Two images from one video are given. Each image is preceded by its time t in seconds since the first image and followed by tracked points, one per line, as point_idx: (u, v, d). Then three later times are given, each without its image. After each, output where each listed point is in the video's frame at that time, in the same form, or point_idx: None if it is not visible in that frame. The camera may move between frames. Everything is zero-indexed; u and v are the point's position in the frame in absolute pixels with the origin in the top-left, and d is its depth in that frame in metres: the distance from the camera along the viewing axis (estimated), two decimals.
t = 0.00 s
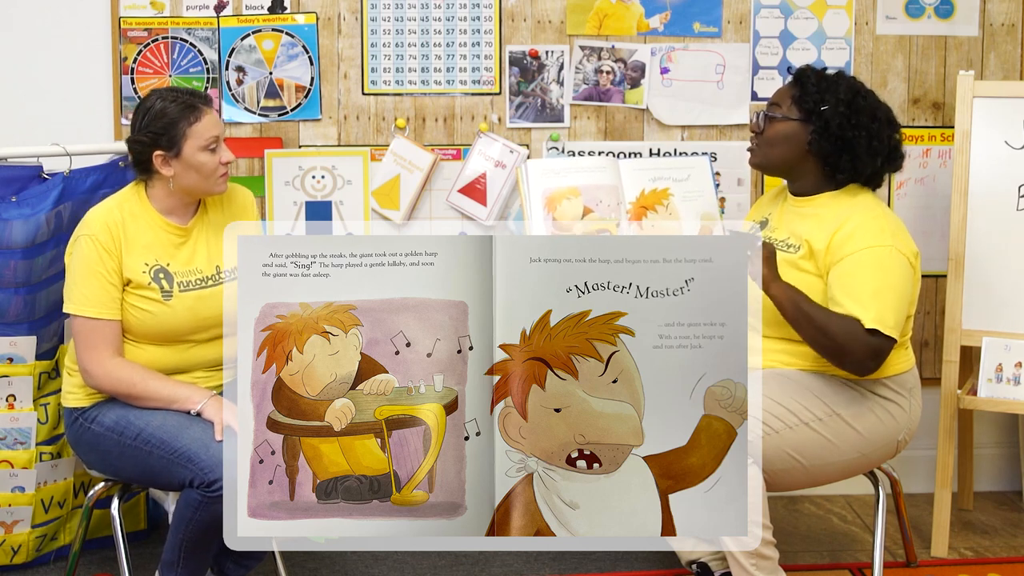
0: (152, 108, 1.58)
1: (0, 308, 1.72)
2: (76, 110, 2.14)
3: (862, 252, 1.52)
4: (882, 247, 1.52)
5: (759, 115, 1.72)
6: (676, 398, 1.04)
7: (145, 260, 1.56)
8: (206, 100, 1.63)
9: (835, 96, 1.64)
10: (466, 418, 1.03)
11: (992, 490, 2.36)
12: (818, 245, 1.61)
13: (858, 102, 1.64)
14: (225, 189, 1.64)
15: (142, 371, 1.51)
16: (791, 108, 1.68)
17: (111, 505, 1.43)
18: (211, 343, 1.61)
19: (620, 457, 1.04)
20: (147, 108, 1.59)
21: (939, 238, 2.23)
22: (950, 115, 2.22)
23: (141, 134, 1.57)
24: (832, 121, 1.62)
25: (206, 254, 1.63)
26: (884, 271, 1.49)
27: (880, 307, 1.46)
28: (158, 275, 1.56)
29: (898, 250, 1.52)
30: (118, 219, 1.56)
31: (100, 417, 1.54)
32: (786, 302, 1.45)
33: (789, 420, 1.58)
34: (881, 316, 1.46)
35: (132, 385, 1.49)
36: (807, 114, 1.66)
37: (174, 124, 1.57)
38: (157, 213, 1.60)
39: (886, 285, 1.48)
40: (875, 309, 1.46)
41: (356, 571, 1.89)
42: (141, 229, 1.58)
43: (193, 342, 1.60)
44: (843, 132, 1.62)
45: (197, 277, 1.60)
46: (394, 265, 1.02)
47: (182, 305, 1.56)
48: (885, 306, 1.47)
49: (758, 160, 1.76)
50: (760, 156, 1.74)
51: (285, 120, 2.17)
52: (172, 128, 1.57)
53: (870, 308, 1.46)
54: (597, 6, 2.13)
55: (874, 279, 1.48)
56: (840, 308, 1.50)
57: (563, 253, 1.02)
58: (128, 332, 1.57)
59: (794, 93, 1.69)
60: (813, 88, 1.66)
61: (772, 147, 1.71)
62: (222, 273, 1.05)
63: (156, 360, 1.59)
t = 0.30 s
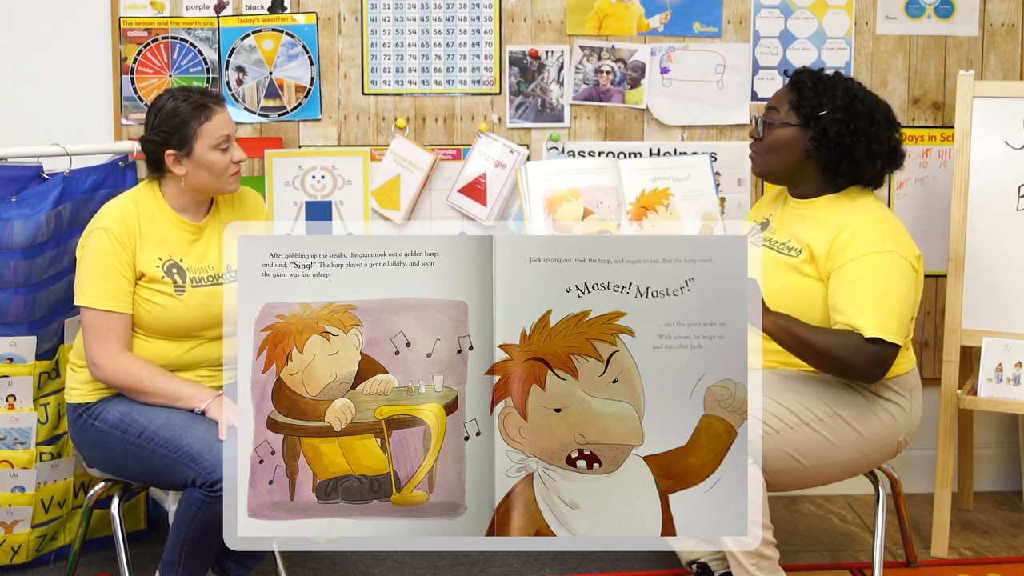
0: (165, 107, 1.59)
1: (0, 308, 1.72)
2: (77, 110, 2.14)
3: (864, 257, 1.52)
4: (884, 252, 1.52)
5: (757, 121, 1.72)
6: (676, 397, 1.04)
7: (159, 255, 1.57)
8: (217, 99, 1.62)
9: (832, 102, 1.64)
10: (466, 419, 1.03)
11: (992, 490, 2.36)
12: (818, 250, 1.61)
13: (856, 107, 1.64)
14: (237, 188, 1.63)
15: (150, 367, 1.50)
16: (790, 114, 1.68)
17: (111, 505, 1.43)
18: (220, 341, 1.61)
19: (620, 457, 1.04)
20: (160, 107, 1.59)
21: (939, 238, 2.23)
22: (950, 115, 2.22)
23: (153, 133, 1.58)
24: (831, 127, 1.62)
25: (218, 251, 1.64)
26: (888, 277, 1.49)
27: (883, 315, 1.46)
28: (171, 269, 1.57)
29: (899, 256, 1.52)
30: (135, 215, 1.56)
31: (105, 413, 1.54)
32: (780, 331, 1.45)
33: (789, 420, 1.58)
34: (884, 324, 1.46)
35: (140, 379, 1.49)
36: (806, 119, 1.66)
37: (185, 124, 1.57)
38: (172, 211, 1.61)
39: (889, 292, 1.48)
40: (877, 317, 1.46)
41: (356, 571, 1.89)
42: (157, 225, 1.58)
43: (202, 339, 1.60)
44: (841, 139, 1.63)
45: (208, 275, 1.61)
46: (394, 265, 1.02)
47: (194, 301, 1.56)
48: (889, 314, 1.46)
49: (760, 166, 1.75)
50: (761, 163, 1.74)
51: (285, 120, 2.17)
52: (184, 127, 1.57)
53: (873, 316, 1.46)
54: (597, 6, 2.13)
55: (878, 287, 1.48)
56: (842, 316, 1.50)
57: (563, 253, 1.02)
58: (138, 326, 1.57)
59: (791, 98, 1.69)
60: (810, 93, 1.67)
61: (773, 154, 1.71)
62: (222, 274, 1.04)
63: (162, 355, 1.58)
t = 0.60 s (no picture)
0: (169, 113, 1.57)
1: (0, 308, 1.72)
2: (77, 110, 2.14)
3: (863, 256, 1.52)
4: (884, 251, 1.52)
5: (763, 121, 1.71)
6: (676, 397, 1.04)
7: (163, 254, 1.57)
8: (221, 105, 1.60)
9: (840, 102, 1.64)
10: (466, 419, 1.03)
11: (992, 490, 2.36)
12: (817, 250, 1.61)
13: (863, 107, 1.64)
14: (241, 193, 1.62)
15: (151, 366, 1.50)
16: (796, 115, 1.67)
17: (111, 505, 1.43)
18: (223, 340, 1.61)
19: (620, 457, 1.04)
20: (164, 114, 1.57)
21: (939, 238, 2.23)
22: (950, 115, 2.22)
23: (157, 140, 1.57)
24: (838, 127, 1.62)
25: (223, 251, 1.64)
26: (887, 276, 1.49)
27: (882, 314, 1.46)
28: (175, 269, 1.56)
29: (898, 255, 1.52)
30: (139, 214, 1.57)
31: (104, 411, 1.54)
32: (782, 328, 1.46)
33: (789, 420, 1.58)
34: (883, 324, 1.46)
35: (140, 378, 1.48)
36: (813, 120, 1.65)
37: (189, 131, 1.56)
38: (177, 211, 1.61)
39: (888, 292, 1.48)
40: (877, 317, 1.46)
41: (356, 571, 1.89)
42: (162, 224, 1.58)
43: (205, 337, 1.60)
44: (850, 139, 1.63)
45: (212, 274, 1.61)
46: (394, 265, 1.02)
47: (198, 300, 1.56)
48: (889, 313, 1.47)
49: (764, 167, 1.73)
50: (768, 164, 1.71)
51: (284, 120, 2.17)
52: (187, 135, 1.56)
53: (872, 316, 1.46)
54: (597, 6, 2.13)
55: (877, 285, 1.48)
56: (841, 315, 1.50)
57: (563, 253, 1.02)
58: (141, 325, 1.57)
59: (797, 98, 1.68)
60: (817, 93, 1.66)
61: (780, 154, 1.69)
62: (222, 276, 1.04)
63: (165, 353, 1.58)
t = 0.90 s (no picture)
0: (176, 117, 1.56)
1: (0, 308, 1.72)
2: (77, 110, 2.14)
3: (866, 249, 1.52)
4: (885, 244, 1.52)
5: (806, 120, 1.64)
6: (676, 398, 1.04)
7: (166, 258, 1.56)
8: (228, 110, 1.60)
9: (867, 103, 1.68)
10: (466, 418, 1.03)
11: (992, 490, 2.36)
12: (818, 246, 1.60)
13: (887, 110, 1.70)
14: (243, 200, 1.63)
15: (155, 368, 1.50)
16: (829, 115, 1.66)
17: (111, 505, 1.43)
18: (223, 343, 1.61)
19: (620, 457, 1.04)
20: (174, 117, 1.57)
21: (939, 238, 2.23)
22: (950, 115, 2.22)
23: (163, 143, 1.57)
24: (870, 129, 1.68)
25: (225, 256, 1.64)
26: (888, 266, 1.49)
27: (890, 303, 1.45)
28: (177, 273, 1.56)
29: (901, 247, 1.53)
30: (141, 217, 1.57)
31: (106, 411, 1.54)
32: (811, 292, 1.34)
33: (789, 420, 1.58)
34: (891, 313, 1.45)
35: (143, 381, 1.48)
36: (846, 121, 1.66)
37: (195, 137, 1.55)
38: (179, 215, 1.60)
39: (894, 281, 1.48)
40: (885, 305, 1.45)
41: (356, 571, 1.89)
42: (164, 228, 1.58)
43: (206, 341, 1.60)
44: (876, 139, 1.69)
45: (215, 280, 1.60)
46: (394, 265, 1.02)
47: (200, 305, 1.56)
48: (893, 301, 1.46)
49: (792, 167, 1.66)
50: (801, 164, 1.65)
51: (285, 120, 2.17)
52: (194, 141, 1.55)
53: (880, 304, 1.45)
54: (597, 6, 2.13)
55: (879, 275, 1.48)
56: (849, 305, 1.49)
57: (563, 253, 1.02)
58: (142, 328, 1.57)
59: (829, 99, 1.66)
60: (848, 94, 1.67)
61: (817, 155, 1.65)
62: (222, 282, 1.04)
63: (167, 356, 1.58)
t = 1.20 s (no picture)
0: (168, 114, 1.56)
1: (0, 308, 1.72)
2: (76, 110, 2.14)
3: (870, 251, 1.53)
4: (887, 245, 1.53)
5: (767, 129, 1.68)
6: (676, 398, 1.04)
7: (159, 261, 1.57)
8: (220, 109, 1.59)
9: (842, 102, 1.64)
10: (466, 419, 1.03)
11: (992, 490, 2.36)
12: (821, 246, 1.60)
13: (866, 106, 1.65)
14: (234, 199, 1.62)
15: (150, 369, 1.50)
16: (800, 119, 1.66)
17: (111, 505, 1.43)
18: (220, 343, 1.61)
19: (620, 457, 1.04)
20: (164, 114, 1.57)
21: (939, 238, 2.23)
22: (950, 115, 2.22)
23: (154, 140, 1.57)
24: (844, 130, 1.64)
25: (219, 257, 1.63)
26: (892, 267, 1.49)
27: (896, 304, 1.45)
28: (172, 275, 1.57)
29: (903, 248, 1.53)
30: (133, 220, 1.56)
31: (104, 413, 1.54)
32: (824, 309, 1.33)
33: (789, 420, 1.58)
34: (897, 314, 1.45)
35: (139, 383, 1.48)
36: (820, 123, 1.65)
37: (186, 135, 1.55)
38: (172, 216, 1.60)
39: (898, 283, 1.48)
40: (892, 306, 1.45)
41: (355, 571, 1.89)
42: (157, 230, 1.58)
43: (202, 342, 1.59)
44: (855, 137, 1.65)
45: (209, 279, 1.61)
46: (394, 265, 1.02)
47: (195, 306, 1.55)
48: (898, 303, 1.46)
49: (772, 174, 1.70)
50: (776, 171, 1.69)
51: (285, 120, 2.17)
52: (184, 138, 1.55)
53: (886, 306, 1.45)
54: (597, 6, 2.13)
55: (884, 277, 1.48)
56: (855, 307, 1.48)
57: (563, 253, 1.02)
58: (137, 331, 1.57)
59: (800, 103, 1.66)
60: (819, 96, 1.65)
61: (789, 161, 1.67)
62: (222, 281, 1.04)
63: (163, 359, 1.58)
